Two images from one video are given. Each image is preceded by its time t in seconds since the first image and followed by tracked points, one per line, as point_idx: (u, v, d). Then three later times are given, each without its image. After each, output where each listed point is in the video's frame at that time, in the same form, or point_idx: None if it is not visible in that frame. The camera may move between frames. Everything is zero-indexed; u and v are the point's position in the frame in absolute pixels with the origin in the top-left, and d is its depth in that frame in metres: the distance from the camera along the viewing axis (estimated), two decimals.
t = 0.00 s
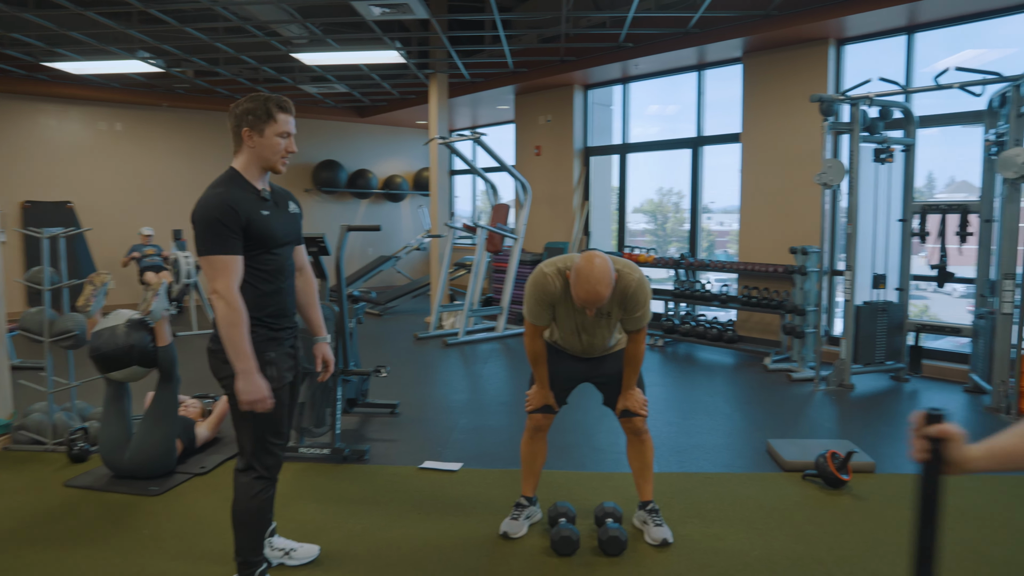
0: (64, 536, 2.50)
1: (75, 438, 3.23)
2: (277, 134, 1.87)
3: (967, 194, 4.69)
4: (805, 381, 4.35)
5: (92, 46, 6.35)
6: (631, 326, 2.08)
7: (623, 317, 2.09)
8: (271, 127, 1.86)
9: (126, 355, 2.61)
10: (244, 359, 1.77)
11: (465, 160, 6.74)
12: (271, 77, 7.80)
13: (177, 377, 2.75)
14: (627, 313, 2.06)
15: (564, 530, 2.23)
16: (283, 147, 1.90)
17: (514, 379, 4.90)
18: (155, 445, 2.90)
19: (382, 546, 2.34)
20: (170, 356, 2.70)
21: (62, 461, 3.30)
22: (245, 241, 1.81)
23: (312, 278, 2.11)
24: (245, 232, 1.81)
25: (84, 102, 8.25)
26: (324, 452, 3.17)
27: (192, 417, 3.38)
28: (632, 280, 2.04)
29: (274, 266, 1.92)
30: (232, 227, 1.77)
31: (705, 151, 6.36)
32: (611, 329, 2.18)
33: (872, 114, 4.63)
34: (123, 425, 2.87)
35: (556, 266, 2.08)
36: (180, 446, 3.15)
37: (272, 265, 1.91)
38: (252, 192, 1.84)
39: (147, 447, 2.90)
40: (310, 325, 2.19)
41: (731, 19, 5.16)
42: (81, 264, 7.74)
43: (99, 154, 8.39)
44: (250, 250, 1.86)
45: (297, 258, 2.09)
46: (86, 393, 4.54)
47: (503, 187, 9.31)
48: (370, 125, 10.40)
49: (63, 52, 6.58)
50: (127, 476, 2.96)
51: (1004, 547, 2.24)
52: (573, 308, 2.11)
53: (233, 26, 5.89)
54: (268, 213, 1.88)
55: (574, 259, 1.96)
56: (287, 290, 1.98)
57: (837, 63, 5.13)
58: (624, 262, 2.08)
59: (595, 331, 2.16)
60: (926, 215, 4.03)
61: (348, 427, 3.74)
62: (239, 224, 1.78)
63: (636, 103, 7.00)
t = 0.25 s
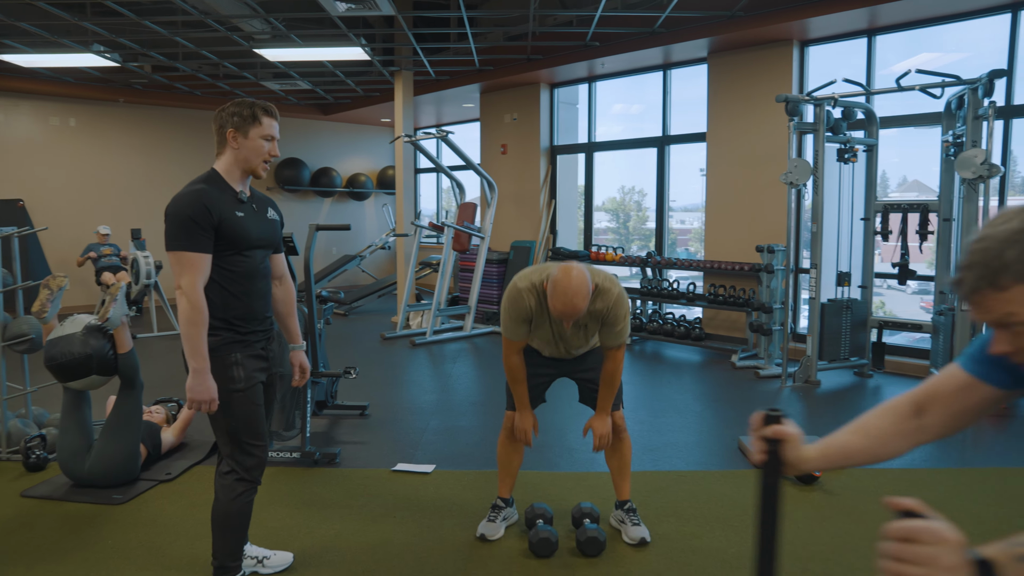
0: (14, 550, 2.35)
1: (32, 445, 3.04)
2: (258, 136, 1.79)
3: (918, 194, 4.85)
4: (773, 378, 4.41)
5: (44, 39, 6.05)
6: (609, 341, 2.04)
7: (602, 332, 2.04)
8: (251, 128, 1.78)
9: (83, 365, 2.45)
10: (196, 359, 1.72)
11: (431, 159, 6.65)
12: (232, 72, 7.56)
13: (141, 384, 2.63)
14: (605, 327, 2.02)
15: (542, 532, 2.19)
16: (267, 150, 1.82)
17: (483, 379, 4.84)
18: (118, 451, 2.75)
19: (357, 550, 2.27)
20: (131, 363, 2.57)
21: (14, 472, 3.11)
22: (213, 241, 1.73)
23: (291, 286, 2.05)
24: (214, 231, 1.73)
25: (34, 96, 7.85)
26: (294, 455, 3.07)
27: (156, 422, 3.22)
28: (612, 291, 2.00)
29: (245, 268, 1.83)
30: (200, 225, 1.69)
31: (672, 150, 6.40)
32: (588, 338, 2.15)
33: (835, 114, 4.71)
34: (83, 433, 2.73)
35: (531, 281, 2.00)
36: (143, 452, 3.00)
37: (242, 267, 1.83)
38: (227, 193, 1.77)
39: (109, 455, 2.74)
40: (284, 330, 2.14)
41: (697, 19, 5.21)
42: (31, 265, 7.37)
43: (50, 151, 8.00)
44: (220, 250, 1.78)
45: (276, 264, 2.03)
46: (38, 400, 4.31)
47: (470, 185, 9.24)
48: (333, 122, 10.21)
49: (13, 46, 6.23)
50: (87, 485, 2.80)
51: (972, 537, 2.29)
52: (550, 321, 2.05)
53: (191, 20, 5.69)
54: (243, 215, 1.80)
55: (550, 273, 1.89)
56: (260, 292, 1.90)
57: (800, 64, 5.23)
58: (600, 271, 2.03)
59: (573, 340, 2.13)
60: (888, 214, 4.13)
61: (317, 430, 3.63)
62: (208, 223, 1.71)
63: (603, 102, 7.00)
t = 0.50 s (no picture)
0: None
1: (16, 450, 2.98)
2: (252, 134, 1.75)
3: (902, 193, 4.90)
4: (763, 376, 4.43)
5: (25, 35, 5.93)
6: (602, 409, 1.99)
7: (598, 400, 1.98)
8: (243, 126, 1.74)
9: (64, 371, 2.39)
10: (203, 354, 1.70)
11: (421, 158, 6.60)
12: (218, 70, 7.47)
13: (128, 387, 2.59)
14: (601, 397, 1.97)
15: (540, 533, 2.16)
16: (260, 150, 1.77)
17: (474, 379, 4.81)
18: (105, 455, 2.69)
19: (352, 552, 2.24)
20: (115, 367, 2.52)
21: None
22: (205, 239, 1.70)
23: (289, 286, 1.99)
24: (206, 229, 1.70)
25: (16, 94, 7.70)
26: (285, 457, 3.04)
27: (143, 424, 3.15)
28: (611, 371, 1.92)
29: (239, 266, 1.80)
30: (192, 223, 1.66)
31: (661, 148, 6.41)
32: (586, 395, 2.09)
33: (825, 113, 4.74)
34: (68, 438, 2.67)
35: (528, 364, 1.89)
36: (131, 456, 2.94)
37: (236, 266, 1.79)
38: (220, 191, 1.73)
39: (94, 460, 2.69)
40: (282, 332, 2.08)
41: (686, 18, 5.22)
42: (13, 265, 7.23)
43: (30, 149, 7.85)
44: (214, 248, 1.75)
45: (273, 262, 1.98)
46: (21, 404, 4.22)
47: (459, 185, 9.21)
48: (321, 121, 10.13)
49: None
50: (74, 490, 2.74)
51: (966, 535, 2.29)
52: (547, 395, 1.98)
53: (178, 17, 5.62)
54: (236, 213, 1.77)
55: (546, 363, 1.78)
56: (256, 291, 1.86)
57: (790, 63, 5.25)
58: (601, 353, 1.93)
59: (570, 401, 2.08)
60: (878, 213, 4.17)
61: (308, 431, 3.59)
62: (200, 221, 1.68)
63: (592, 100, 6.99)
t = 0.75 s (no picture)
0: None
1: (7, 450, 2.94)
2: (246, 129, 1.72)
3: (897, 192, 4.90)
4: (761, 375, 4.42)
5: (17, 32, 5.87)
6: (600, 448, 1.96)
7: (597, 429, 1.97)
8: (237, 120, 1.71)
9: (58, 367, 2.35)
10: (207, 350, 1.67)
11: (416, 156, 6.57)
12: (212, 68, 7.42)
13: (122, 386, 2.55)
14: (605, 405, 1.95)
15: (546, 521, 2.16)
16: (254, 145, 1.74)
17: (470, 379, 4.79)
18: (98, 455, 2.66)
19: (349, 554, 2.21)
20: (110, 363, 2.48)
21: None
22: (202, 235, 1.67)
23: (286, 280, 1.94)
24: (202, 226, 1.66)
25: (8, 92, 7.63)
26: (281, 457, 3.00)
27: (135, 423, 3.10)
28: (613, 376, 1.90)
29: (235, 263, 1.77)
30: (188, 220, 1.63)
31: (658, 147, 6.40)
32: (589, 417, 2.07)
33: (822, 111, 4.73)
34: (60, 437, 2.64)
35: (526, 376, 1.88)
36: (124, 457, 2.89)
37: (232, 262, 1.76)
38: (213, 187, 1.69)
39: (86, 460, 2.65)
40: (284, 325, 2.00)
41: (683, 16, 5.21)
42: (6, 264, 7.17)
43: (22, 147, 7.78)
44: (209, 245, 1.71)
45: (267, 258, 1.94)
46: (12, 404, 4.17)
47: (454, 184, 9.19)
48: (316, 120, 10.08)
49: None
50: (66, 491, 2.70)
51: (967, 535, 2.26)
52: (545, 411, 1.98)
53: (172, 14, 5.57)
54: (231, 209, 1.73)
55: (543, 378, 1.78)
56: (252, 288, 1.83)
57: (787, 61, 5.26)
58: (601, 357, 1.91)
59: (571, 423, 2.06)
60: (876, 211, 4.17)
61: (303, 431, 3.55)
62: (196, 218, 1.64)
63: (588, 98, 6.98)
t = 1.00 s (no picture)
0: None
1: None
2: (232, 131, 1.69)
3: (895, 194, 4.88)
4: (760, 379, 4.39)
5: (9, 33, 5.82)
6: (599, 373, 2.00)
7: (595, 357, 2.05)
8: (223, 123, 1.67)
9: (52, 362, 2.34)
10: (196, 357, 1.63)
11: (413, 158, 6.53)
12: (208, 70, 7.37)
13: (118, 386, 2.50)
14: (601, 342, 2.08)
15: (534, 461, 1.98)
16: (239, 147, 1.71)
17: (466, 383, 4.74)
18: (87, 462, 2.59)
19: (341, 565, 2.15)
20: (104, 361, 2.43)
21: None
22: (188, 240, 1.63)
23: (271, 285, 1.90)
24: (189, 231, 1.63)
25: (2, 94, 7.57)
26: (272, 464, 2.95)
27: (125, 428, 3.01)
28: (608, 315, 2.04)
29: (222, 268, 1.73)
30: (175, 224, 1.59)
31: (656, 149, 6.36)
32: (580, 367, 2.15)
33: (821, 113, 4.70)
34: (51, 439, 2.60)
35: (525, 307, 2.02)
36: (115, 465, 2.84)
37: (219, 268, 1.72)
38: (200, 191, 1.65)
39: (76, 464, 2.58)
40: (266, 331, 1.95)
41: (681, 17, 5.18)
42: None
43: (16, 149, 7.72)
44: (196, 250, 1.67)
45: (253, 264, 1.89)
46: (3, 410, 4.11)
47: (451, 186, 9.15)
48: (313, 122, 10.04)
49: None
50: (55, 499, 2.64)
51: (969, 543, 2.21)
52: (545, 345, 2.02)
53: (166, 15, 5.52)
54: (218, 214, 1.69)
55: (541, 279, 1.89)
56: (238, 294, 1.79)
57: (785, 62, 5.23)
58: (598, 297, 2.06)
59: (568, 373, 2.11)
60: (875, 214, 4.15)
61: (297, 437, 3.50)
62: (182, 222, 1.61)
63: (585, 100, 6.94)
